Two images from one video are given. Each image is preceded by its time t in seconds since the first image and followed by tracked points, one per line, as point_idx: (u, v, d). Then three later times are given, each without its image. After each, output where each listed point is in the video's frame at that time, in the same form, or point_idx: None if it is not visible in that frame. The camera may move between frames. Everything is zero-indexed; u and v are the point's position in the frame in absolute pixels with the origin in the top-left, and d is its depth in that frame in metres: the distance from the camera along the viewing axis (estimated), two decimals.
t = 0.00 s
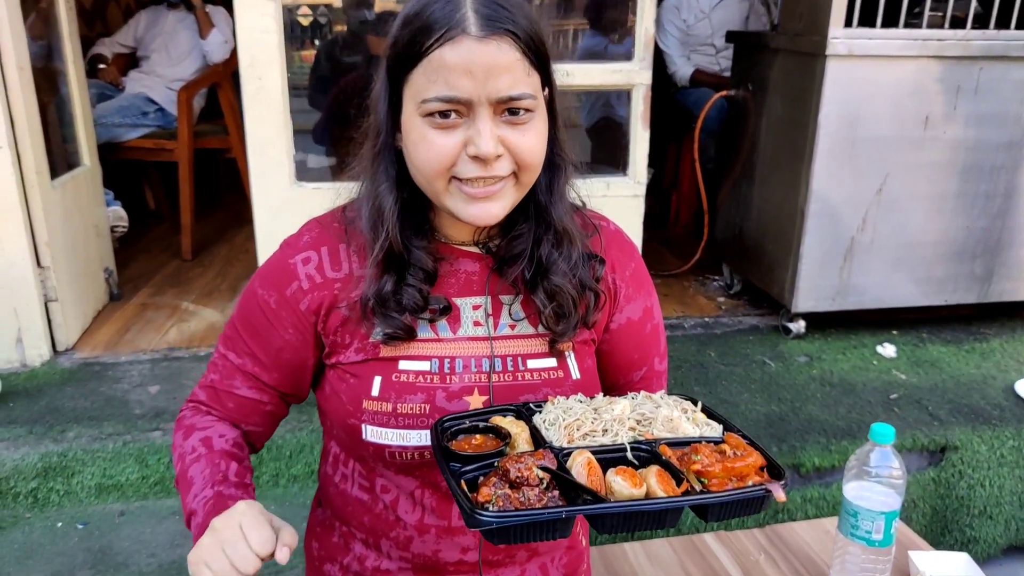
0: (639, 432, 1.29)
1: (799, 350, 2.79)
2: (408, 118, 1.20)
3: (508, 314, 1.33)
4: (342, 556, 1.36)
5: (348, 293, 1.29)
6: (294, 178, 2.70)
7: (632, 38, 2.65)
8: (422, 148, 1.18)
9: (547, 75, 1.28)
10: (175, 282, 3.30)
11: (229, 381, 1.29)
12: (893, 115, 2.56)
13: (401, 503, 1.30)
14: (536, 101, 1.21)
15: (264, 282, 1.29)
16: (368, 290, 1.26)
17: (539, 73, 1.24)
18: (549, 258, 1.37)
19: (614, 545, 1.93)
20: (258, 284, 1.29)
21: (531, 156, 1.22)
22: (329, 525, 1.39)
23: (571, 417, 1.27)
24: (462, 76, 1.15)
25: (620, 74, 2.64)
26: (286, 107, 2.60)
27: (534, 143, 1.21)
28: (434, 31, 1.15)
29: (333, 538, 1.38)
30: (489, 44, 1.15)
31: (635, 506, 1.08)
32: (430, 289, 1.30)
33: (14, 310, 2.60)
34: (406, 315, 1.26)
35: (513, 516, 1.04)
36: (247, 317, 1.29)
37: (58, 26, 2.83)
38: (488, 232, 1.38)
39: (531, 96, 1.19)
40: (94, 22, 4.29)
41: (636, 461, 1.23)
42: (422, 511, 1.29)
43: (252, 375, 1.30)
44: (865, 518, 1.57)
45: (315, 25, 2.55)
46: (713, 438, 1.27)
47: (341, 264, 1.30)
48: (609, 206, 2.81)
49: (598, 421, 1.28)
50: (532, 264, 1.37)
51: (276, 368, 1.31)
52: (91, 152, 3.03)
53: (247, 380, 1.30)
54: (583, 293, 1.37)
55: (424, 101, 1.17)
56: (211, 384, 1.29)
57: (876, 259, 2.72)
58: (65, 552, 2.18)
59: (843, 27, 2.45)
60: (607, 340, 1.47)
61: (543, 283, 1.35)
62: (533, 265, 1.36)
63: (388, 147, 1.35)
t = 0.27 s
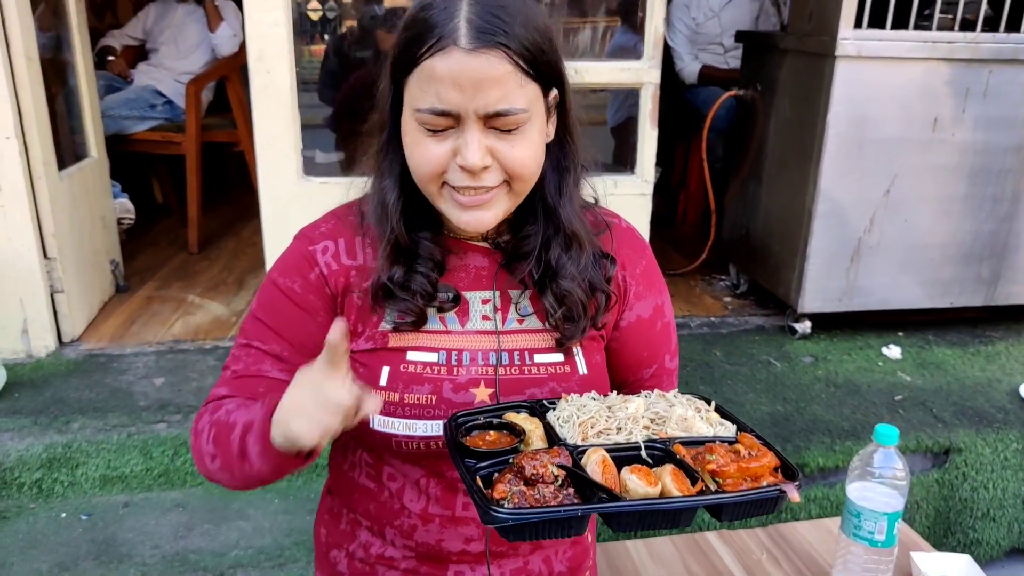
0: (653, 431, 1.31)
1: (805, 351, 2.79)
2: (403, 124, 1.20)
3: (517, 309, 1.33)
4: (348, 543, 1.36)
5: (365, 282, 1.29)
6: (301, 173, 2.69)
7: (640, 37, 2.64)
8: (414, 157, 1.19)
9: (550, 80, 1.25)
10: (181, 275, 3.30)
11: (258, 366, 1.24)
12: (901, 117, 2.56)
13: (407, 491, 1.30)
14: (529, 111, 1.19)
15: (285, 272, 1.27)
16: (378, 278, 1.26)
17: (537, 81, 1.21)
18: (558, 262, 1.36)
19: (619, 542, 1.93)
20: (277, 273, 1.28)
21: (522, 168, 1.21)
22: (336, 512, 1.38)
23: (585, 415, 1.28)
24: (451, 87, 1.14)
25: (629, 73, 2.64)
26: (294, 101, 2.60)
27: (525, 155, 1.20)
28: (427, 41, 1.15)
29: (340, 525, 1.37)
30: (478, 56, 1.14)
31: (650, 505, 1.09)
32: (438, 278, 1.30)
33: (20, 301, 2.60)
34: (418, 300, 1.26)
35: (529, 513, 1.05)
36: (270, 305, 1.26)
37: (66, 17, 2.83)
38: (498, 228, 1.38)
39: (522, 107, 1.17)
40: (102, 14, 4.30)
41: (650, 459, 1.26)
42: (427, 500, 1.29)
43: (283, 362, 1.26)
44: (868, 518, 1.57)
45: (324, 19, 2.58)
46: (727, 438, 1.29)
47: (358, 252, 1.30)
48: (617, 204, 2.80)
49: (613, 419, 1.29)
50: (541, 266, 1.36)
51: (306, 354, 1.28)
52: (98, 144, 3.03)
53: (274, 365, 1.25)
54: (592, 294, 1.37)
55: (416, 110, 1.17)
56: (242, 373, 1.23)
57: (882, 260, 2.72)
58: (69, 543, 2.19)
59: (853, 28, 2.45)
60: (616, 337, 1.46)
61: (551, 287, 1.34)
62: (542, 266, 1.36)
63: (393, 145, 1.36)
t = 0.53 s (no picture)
0: (659, 416, 1.31)
1: (806, 346, 2.81)
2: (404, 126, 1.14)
3: (522, 300, 1.34)
4: (356, 531, 1.35)
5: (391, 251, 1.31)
6: (305, 166, 2.70)
7: (646, 33, 2.65)
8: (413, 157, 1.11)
9: (553, 87, 1.21)
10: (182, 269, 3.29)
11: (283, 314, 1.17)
12: (904, 114, 2.57)
13: (414, 479, 1.30)
14: (533, 111, 1.12)
15: (311, 234, 1.27)
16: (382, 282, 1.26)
17: (540, 83, 1.16)
18: (553, 266, 1.34)
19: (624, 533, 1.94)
20: (305, 235, 1.27)
21: (523, 171, 1.12)
22: (346, 500, 1.39)
23: (590, 400, 1.29)
24: (452, 83, 1.08)
25: (634, 68, 2.65)
26: (299, 94, 2.59)
27: (528, 156, 1.12)
28: (429, 38, 1.11)
29: (349, 513, 1.37)
30: (480, 52, 1.09)
31: (652, 485, 1.08)
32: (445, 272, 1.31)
33: (22, 293, 2.59)
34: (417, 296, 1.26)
35: (532, 489, 1.05)
36: (299, 260, 1.23)
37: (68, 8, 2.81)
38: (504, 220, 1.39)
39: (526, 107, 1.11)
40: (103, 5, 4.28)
41: (655, 443, 1.26)
42: (434, 487, 1.30)
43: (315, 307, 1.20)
44: (870, 510, 1.58)
45: (326, 13, 2.55)
46: (733, 424, 1.29)
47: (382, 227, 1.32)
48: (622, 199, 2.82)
49: (618, 404, 1.30)
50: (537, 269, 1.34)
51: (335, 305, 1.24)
52: (100, 136, 3.02)
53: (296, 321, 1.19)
54: (594, 290, 1.38)
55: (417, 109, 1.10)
56: (273, 311, 1.13)
57: (883, 256, 2.74)
58: (71, 536, 2.18)
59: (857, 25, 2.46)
60: (623, 327, 1.47)
61: (547, 289, 1.32)
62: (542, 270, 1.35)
63: (396, 145, 1.33)
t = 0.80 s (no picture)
0: (667, 414, 1.32)
1: (809, 341, 2.83)
2: (438, 103, 1.22)
3: (541, 296, 1.34)
4: (374, 530, 1.36)
5: (388, 270, 1.31)
6: (309, 167, 2.70)
7: (647, 31, 2.67)
8: (450, 132, 1.20)
9: (581, 69, 1.29)
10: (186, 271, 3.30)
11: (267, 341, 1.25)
12: (904, 110, 2.59)
13: (433, 476, 1.31)
14: (563, 87, 1.22)
15: (306, 252, 1.29)
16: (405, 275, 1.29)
17: (568, 61, 1.25)
18: (578, 254, 1.37)
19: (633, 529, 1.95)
20: (300, 254, 1.29)
21: (556, 145, 1.22)
22: (362, 500, 1.39)
23: (600, 398, 1.29)
24: (488, 59, 1.17)
25: (635, 66, 2.66)
26: (302, 95, 2.60)
27: (559, 131, 1.22)
28: (463, 17, 1.18)
29: (365, 512, 1.38)
30: (515, 27, 1.17)
31: (662, 483, 1.10)
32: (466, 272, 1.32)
33: (27, 297, 2.60)
34: (441, 298, 1.28)
35: (545, 489, 1.06)
36: (289, 283, 1.28)
37: (69, 12, 2.82)
38: (521, 217, 1.39)
39: (557, 83, 1.21)
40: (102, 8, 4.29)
41: (663, 441, 1.28)
42: (454, 484, 1.31)
43: (292, 336, 1.27)
44: (878, 502, 1.60)
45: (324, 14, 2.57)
46: (739, 421, 1.32)
47: (382, 241, 1.32)
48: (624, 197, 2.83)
49: (627, 403, 1.30)
50: (561, 257, 1.37)
51: (318, 332, 1.29)
52: (102, 140, 3.02)
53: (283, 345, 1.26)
54: (613, 285, 1.40)
55: (453, 85, 1.19)
56: (249, 342, 1.24)
57: (885, 251, 2.75)
58: (79, 538, 2.19)
59: (856, 22, 2.48)
60: (636, 324, 1.48)
61: (573, 278, 1.34)
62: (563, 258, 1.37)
63: (424, 135, 1.36)
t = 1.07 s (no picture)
0: (662, 405, 1.30)
1: (811, 335, 2.84)
2: (438, 92, 1.23)
3: (539, 293, 1.35)
4: (382, 526, 1.39)
5: (388, 273, 1.32)
6: (310, 169, 2.71)
7: (645, 29, 2.68)
8: (449, 119, 1.21)
9: (574, 57, 1.31)
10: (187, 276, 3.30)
11: (276, 357, 1.33)
12: (901, 104, 2.61)
13: (438, 473, 1.32)
14: (559, 72, 1.23)
15: (309, 263, 1.32)
16: (405, 268, 1.29)
17: (564, 49, 1.26)
18: (576, 241, 1.37)
19: (641, 523, 1.97)
20: (302, 268, 1.32)
21: (555, 130, 1.22)
22: (369, 497, 1.41)
23: (595, 391, 1.28)
24: (486, 44, 1.19)
25: (634, 64, 2.68)
26: (302, 97, 2.61)
27: (557, 115, 1.22)
28: (460, 5, 1.20)
29: (373, 508, 1.40)
30: (511, 14, 1.19)
31: (651, 470, 1.10)
32: (463, 268, 1.33)
33: (29, 303, 2.60)
34: (441, 291, 1.28)
35: (534, 476, 1.07)
36: (293, 298, 1.33)
37: (66, 18, 2.82)
38: (520, 213, 1.39)
39: (553, 67, 1.22)
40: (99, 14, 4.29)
41: (657, 432, 1.25)
42: (458, 480, 1.31)
43: (299, 352, 1.33)
44: (886, 491, 1.62)
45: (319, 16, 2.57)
46: (734, 411, 1.29)
47: (381, 246, 1.33)
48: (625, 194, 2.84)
49: (623, 395, 1.30)
50: (561, 247, 1.37)
51: (323, 346, 1.34)
52: (101, 145, 3.02)
53: (293, 356, 1.33)
54: (610, 277, 1.38)
55: (451, 73, 1.21)
56: (261, 362, 1.33)
57: (883, 244, 2.77)
58: (87, 544, 2.19)
59: (853, 17, 2.50)
60: (637, 320, 1.48)
61: (572, 266, 1.35)
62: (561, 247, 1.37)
63: (423, 128, 1.38)
